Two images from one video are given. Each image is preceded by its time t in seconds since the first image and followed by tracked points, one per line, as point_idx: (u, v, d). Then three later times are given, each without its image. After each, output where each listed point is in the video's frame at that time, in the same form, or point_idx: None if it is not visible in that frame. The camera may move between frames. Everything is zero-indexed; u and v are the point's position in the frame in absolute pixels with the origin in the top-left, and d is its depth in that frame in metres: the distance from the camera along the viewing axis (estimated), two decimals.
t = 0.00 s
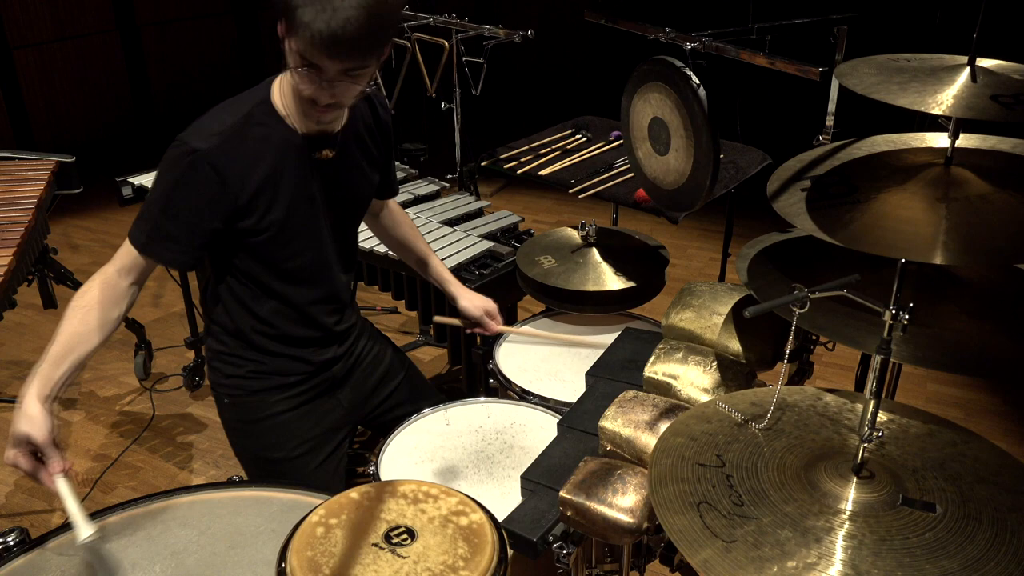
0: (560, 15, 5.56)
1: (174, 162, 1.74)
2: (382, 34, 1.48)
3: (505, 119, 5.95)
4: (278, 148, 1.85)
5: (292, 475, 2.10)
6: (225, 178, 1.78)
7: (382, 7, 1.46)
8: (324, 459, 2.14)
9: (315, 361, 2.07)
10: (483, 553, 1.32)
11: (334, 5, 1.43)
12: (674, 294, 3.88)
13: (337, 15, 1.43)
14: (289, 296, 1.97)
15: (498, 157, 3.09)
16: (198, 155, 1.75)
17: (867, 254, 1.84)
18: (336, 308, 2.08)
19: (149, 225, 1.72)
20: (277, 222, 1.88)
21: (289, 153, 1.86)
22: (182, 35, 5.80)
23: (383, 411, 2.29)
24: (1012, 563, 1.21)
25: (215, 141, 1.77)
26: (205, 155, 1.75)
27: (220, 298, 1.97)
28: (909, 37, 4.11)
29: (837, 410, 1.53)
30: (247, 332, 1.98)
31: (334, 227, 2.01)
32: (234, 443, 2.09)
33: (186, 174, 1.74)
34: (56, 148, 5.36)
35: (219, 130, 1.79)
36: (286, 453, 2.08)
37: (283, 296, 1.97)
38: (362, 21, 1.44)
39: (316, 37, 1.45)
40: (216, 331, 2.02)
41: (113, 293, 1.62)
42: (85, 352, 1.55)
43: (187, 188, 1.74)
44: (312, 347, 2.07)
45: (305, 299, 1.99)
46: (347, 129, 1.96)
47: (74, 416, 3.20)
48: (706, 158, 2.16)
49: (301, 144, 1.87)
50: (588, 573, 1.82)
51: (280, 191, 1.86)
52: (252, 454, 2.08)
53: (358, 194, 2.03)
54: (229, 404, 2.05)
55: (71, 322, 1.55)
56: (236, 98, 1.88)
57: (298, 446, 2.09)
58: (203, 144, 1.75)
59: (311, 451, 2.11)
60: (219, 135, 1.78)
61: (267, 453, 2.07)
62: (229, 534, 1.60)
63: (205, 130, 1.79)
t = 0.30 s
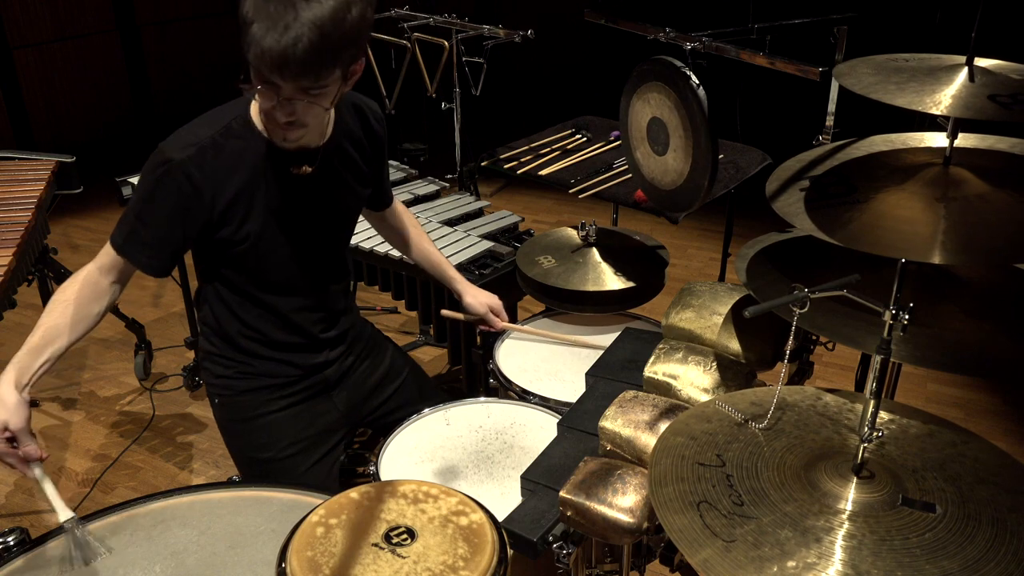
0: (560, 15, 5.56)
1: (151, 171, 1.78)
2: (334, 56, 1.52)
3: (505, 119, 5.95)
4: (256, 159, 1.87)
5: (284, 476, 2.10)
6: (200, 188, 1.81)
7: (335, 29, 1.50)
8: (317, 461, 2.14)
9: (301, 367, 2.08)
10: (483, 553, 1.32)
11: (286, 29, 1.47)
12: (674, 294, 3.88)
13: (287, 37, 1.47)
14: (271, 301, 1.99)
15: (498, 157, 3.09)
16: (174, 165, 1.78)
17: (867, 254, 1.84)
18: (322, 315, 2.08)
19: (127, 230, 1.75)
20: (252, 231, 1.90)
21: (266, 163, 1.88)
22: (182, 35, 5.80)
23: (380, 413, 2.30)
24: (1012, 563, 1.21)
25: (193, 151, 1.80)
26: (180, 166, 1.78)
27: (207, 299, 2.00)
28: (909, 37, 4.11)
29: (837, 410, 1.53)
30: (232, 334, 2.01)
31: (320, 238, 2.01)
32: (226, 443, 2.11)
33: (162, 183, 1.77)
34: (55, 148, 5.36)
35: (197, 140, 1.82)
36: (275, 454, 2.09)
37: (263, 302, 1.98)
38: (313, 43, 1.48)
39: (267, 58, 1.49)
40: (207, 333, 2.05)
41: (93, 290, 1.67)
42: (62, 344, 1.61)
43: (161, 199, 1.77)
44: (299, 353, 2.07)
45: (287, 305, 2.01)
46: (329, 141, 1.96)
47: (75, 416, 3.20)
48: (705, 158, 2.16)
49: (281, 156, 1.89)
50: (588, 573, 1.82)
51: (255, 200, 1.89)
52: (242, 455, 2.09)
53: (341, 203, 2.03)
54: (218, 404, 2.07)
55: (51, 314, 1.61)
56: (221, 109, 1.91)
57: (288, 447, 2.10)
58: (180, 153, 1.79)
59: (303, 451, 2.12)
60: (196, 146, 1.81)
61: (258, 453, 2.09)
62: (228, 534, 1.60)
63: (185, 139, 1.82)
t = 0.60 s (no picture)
0: (559, 15, 5.57)
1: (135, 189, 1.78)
2: (293, 76, 1.50)
3: (504, 119, 5.95)
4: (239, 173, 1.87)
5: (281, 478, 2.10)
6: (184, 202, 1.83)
7: (295, 50, 1.48)
8: (314, 464, 2.13)
9: (295, 372, 2.09)
10: (484, 553, 1.32)
11: (242, 45, 1.45)
12: (674, 294, 3.88)
13: (242, 53, 1.45)
14: (262, 308, 2.00)
15: (498, 157, 3.09)
16: (157, 182, 1.79)
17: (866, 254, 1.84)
18: (313, 321, 2.09)
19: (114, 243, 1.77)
20: (239, 242, 1.92)
21: (251, 176, 1.88)
22: (182, 35, 5.81)
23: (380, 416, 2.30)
24: (1012, 563, 1.21)
25: (175, 169, 1.80)
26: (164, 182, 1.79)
27: (200, 305, 2.03)
28: (909, 37, 4.11)
29: (837, 410, 1.53)
30: (225, 339, 2.03)
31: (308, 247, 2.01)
32: (223, 445, 2.12)
33: (146, 200, 1.78)
34: (55, 148, 5.36)
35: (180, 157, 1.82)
36: (271, 457, 2.09)
37: (255, 309, 2.00)
38: (269, 62, 1.46)
39: (222, 73, 1.47)
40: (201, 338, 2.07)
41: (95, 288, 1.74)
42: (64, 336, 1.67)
43: (146, 214, 1.79)
44: (292, 358, 2.08)
45: (278, 311, 2.02)
46: (314, 159, 1.95)
47: (75, 416, 3.20)
48: (711, 157, 2.16)
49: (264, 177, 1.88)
50: (588, 573, 1.82)
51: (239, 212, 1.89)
52: (238, 459, 2.10)
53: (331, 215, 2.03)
54: (214, 407, 2.08)
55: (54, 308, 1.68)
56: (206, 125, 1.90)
57: (284, 449, 2.10)
58: (162, 170, 1.79)
59: (301, 454, 2.12)
60: (179, 162, 1.81)
61: (254, 454, 2.09)
62: (229, 535, 1.59)
63: (168, 155, 1.82)
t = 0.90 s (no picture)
0: (560, 15, 5.57)
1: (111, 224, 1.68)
2: (246, 106, 1.43)
3: (504, 120, 5.95)
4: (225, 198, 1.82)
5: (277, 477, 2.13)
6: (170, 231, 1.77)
7: (251, 82, 1.40)
8: (309, 465, 2.15)
9: (289, 376, 2.12)
10: (484, 554, 1.32)
11: (194, 71, 1.37)
12: (674, 294, 3.88)
13: (193, 80, 1.37)
14: (259, 320, 2.02)
15: (498, 157, 3.09)
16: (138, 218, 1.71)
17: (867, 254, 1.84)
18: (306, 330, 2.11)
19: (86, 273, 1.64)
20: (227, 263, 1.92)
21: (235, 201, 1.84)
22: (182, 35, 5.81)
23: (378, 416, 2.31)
24: (1012, 563, 1.21)
25: (157, 201, 1.74)
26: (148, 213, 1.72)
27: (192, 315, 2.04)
28: (909, 37, 4.11)
29: (837, 410, 1.53)
30: (219, 347, 2.05)
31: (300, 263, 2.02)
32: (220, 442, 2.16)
33: (123, 233, 1.70)
34: (55, 148, 5.36)
35: (161, 189, 1.74)
36: (268, 455, 2.12)
37: (248, 321, 2.02)
38: (222, 92, 1.38)
39: (171, 98, 1.38)
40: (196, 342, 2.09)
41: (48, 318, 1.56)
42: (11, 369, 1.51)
43: (124, 250, 1.69)
44: (286, 364, 2.11)
45: (268, 324, 2.04)
46: (297, 184, 1.94)
47: (75, 416, 3.20)
48: (710, 158, 2.16)
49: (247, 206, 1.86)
50: (588, 573, 1.81)
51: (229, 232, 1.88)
52: (235, 458, 2.13)
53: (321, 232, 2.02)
54: (212, 407, 2.10)
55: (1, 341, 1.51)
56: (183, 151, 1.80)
57: (280, 448, 2.13)
58: (144, 204, 1.71)
59: (298, 454, 2.14)
60: (162, 192, 1.74)
61: (251, 454, 2.11)
62: (228, 535, 1.59)
63: (148, 187, 1.73)
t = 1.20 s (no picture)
0: (560, 15, 5.56)
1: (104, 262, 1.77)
2: (209, 141, 1.53)
3: (504, 120, 5.95)
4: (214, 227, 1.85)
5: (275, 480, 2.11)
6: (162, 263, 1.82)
7: (207, 114, 1.52)
8: (311, 466, 2.14)
9: (291, 387, 2.15)
10: (484, 553, 1.32)
11: (155, 111, 1.50)
12: (674, 293, 3.88)
13: (153, 119, 1.50)
14: (254, 340, 2.04)
15: (498, 157, 3.09)
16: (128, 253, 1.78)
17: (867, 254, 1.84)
18: (304, 343, 2.13)
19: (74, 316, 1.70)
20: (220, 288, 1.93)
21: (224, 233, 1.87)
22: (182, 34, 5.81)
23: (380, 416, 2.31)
24: (1012, 563, 1.21)
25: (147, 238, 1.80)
26: (138, 251, 1.79)
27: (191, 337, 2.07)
28: (909, 37, 4.11)
29: (837, 410, 1.53)
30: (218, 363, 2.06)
31: (295, 284, 2.02)
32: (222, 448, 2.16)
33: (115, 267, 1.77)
34: (55, 148, 5.36)
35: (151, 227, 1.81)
36: (266, 457, 2.11)
37: (247, 343, 2.03)
38: (181, 127, 1.50)
39: (135, 139, 1.52)
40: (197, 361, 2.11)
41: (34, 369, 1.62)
42: None
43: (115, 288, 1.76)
44: (287, 377, 2.13)
45: (265, 342, 2.05)
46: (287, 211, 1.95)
47: (75, 416, 3.20)
48: (704, 160, 2.17)
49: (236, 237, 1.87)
50: (587, 573, 1.81)
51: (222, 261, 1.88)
52: (235, 460, 2.12)
53: (313, 254, 2.02)
54: (213, 410, 2.14)
55: None
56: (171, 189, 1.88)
57: (280, 450, 2.13)
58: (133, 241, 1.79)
59: (298, 456, 2.15)
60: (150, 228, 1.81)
61: (251, 457, 2.11)
62: (228, 535, 1.59)
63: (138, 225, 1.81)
